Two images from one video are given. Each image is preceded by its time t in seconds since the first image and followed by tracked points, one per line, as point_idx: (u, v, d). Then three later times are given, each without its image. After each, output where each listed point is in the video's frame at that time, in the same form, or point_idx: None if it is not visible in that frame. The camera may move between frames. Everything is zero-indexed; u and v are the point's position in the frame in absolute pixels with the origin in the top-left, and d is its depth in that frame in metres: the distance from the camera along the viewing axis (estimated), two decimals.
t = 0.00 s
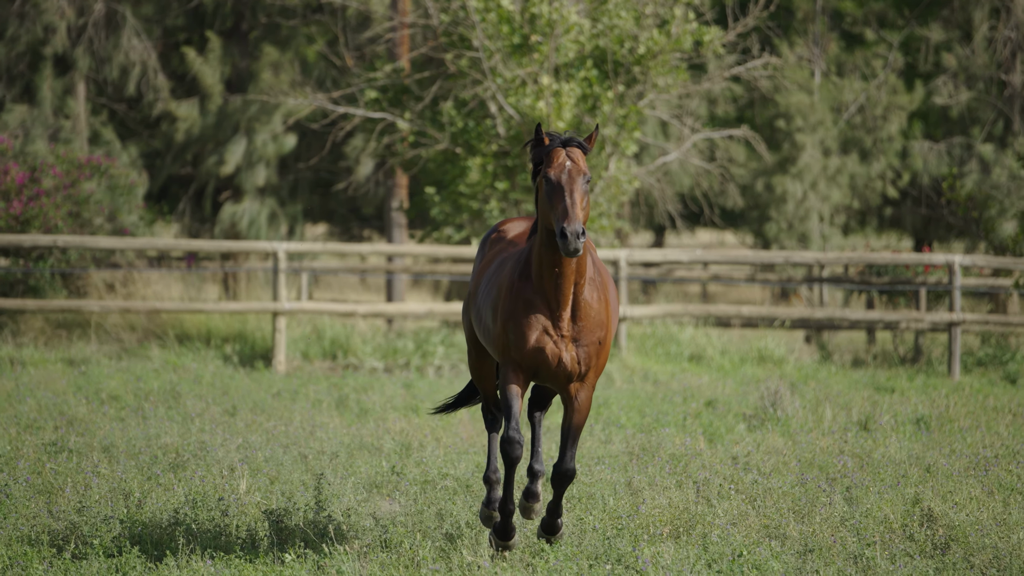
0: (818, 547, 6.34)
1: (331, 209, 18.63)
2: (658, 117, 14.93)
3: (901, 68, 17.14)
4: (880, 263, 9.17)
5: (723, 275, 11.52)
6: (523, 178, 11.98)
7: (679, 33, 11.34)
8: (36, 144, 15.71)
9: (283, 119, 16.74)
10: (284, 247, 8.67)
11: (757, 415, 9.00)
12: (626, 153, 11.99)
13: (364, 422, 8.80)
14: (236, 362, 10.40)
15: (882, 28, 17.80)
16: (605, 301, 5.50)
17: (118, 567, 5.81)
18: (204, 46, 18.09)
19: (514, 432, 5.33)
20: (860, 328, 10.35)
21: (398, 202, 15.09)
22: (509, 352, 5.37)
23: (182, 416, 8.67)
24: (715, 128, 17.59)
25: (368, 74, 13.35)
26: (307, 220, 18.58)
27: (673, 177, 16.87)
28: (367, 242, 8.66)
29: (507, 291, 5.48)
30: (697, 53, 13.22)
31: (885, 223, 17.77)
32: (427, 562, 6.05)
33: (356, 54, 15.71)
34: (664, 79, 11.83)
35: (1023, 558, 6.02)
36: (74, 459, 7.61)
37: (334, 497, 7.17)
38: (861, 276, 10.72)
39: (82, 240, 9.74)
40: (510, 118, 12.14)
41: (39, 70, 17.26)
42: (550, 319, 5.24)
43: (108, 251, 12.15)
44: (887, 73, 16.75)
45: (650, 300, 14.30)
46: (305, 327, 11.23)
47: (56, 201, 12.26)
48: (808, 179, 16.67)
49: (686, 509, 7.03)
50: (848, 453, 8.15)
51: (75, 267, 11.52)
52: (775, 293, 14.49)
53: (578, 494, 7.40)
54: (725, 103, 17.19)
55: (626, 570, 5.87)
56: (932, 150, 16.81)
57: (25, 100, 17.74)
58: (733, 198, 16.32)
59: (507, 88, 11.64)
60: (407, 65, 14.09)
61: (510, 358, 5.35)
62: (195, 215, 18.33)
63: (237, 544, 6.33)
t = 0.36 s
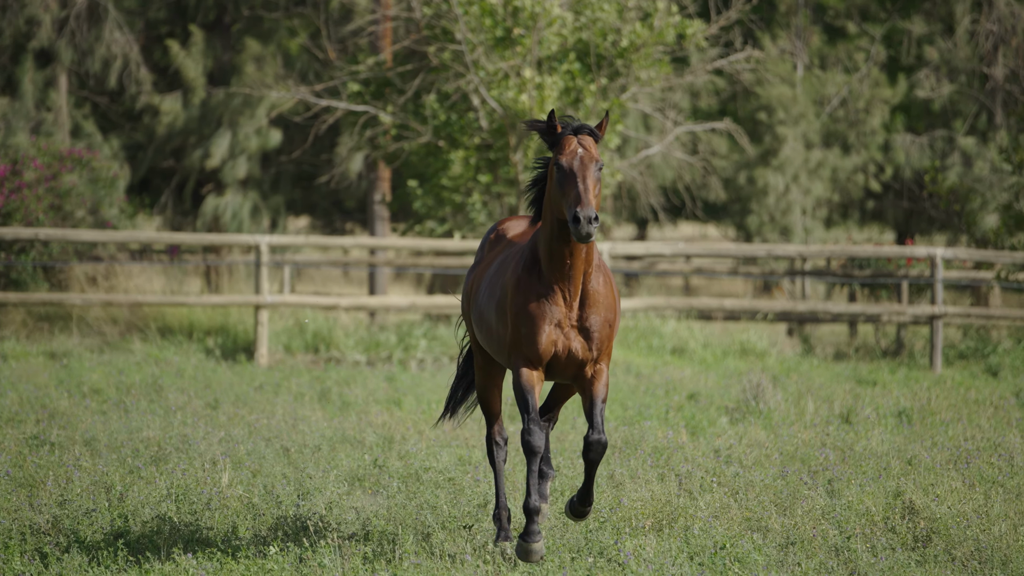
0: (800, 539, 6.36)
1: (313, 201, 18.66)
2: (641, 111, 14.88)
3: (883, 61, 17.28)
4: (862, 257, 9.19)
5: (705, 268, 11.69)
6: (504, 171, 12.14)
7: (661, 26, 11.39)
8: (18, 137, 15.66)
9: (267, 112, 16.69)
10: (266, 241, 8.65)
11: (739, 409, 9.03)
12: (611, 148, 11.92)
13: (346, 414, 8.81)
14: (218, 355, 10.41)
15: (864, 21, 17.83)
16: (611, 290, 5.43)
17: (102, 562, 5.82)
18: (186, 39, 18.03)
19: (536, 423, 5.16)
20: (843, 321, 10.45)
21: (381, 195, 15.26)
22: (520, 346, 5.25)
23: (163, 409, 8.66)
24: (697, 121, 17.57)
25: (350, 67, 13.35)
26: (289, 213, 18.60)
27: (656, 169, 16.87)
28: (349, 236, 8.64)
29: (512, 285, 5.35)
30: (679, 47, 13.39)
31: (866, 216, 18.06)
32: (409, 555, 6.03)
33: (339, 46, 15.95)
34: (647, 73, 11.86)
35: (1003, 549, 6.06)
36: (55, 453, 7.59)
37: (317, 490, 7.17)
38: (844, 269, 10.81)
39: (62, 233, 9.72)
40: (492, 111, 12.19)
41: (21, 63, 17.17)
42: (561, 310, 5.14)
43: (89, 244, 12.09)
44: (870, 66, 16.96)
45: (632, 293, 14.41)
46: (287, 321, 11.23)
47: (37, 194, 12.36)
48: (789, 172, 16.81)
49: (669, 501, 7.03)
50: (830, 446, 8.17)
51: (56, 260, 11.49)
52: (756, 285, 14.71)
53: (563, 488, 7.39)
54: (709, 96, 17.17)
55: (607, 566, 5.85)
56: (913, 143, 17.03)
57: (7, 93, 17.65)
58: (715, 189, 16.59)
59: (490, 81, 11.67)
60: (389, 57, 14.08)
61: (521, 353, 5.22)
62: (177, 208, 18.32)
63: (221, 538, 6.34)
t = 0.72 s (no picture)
0: (772, 532, 6.38)
1: (285, 195, 18.66)
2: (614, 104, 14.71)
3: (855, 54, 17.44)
4: (834, 251, 9.26)
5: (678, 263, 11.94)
6: (477, 165, 12.22)
7: (634, 20, 11.66)
8: None
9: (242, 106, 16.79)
10: (239, 235, 8.65)
11: (711, 402, 9.06)
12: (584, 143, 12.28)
13: (318, 408, 8.81)
14: (190, 350, 10.43)
15: (837, 15, 18.01)
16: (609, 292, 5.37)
17: (77, 556, 5.83)
18: (159, 33, 18.15)
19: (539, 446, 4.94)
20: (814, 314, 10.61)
21: (352, 189, 15.34)
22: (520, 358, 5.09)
23: (135, 403, 8.65)
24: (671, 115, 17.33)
25: (323, 61, 13.34)
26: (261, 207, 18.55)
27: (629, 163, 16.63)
28: (321, 229, 8.62)
29: (508, 295, 5.21)
30: (652, 41, 13.83)
31: (840, 210, 18.15)
32: (380, 549, 6.04)
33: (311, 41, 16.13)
34: (620, 66, 12.08)
35: (974, 542, 6.11)
36: (26, 447, 7.56)
37: (290, 484, 7.16)
38: (816, 264, 10.94)
39: (35, 227, 9.75)
40: (465, 105, 12.25)
41: None
42: (563, 314, 5.04)
43: (60, 239, 12.05)
44: (842, 61, 17.00)
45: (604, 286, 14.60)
46: (261, 315, 11.21)
47: (8, 187, 12.65)
48: (761, 166, 16.68)
49: (640, 496, 7.06)
50: (801, 440, 8.18)
51: (28, 255, 11.48)
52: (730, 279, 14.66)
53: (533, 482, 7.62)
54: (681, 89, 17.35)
55: (583, 563, 5.70)
56: (885, 137, 17.06)
57: None
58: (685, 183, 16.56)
59: (463, 75, 11.81)
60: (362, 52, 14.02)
61: (524, 364, 5.07)
62: (148, 202, 18.26)
63: (195, 532, 6.32)
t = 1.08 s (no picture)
0: (738, 526, 6.36)
1: (250, 189, 18.52)
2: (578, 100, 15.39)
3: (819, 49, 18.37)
4: (799, 245, 9.64)
5: (643, 257, 12.23)
6: (443, 159, 12.54)
7: (599, 15, 12.25)
8: None
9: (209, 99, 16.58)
10: (204, 228, 8.64)
11: (677, 396, 9.09)
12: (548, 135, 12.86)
13: (285, 403, 8.81)
14: (155, 344, 10.48)
15: (802, 10, 18.94)
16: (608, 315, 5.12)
17: (37, 552, 5.78)
18: (124, 27, 18.17)
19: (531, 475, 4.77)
20: (780, 308, 10.96)
21: (318, 183, 15.52)
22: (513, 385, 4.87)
23: (100, 398, 8.63)
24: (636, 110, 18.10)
25: (288, 55, 13.50)
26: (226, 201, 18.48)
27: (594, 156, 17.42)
28: (287, 223, 8.62)
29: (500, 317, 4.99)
30: (617, 35, 14.32)
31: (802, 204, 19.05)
32: (344, 544, 6.01)
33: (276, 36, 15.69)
34: (585, 60, 12.82)
35: (937, 535, 6.12)
36: None
37: (255, 479, 7.12)
38: (784, 258, 11.23)
39: None
40: (430, 99, 12.62)
41: None
42: (556, 339, 4.79)
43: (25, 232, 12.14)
44: (807, 56, 17.90)
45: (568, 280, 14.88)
46: (225, 309, 11.23)
47: None
48: (724, 160, 17.65)
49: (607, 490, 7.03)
50: (767, 433, 8.19)
51: None
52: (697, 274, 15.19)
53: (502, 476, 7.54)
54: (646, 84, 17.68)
55: (547, 556, 5.62)
56: (850, 132, 17.89)
57: None
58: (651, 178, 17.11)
59: (428, 69, 12.13)
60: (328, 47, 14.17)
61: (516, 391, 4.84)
62: (112, 197, 18.14)
63: (159, 527, 6.28)
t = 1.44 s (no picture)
0: (698, 520, 6.36)
1: (211, 182, 18.40)
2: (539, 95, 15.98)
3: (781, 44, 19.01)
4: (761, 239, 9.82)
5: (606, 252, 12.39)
6: (405, 153, 12.73)
7: (561, 10, 12.31)
8: None
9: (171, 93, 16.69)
10: (164, 223, 8.63)
11: (637, 391, 9.11)
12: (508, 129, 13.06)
13: (244, 398, 8.79)
14: (115, 338, 10.49)
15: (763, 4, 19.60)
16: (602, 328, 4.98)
17: None
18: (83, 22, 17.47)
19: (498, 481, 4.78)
20: (742, 301, 11.00)
21: (279, 176, 15.45)
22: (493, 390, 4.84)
23: (59, 393, 8.60)
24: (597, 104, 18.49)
25: (248, 49, 13.69)
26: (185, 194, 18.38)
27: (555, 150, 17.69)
28: (248, 218, 8.61)
29: (488, 322, 4.95)
30: (579, 29, 14.58)
31: (765, 198, 19.41)
32: (304, 539, 5.97)
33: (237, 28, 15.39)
34: (546, 54, 12.94)
35: (896, 529, 6.14)
36: None
37: (215, 473, 7.09)
38: (745, 254, 11.40)
39: None
40: (392, 94, 12.76)
41: None
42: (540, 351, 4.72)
43: None
44: (768, 51, 18.61)
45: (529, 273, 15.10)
46: (186, 303, 11.32)
47: None
48: (685, 155, 18.22)
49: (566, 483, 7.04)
50: (728, 428, 8.21)
51: None
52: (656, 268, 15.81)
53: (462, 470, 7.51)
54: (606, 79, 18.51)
55: (507, 552, 5.71)
56: (810, 126, 18.47)
57: None
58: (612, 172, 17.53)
59: (389, 63, 12.27)
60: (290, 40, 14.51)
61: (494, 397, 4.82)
62: (72, 190, 17.98)
63: (120, 522, 6.23)
